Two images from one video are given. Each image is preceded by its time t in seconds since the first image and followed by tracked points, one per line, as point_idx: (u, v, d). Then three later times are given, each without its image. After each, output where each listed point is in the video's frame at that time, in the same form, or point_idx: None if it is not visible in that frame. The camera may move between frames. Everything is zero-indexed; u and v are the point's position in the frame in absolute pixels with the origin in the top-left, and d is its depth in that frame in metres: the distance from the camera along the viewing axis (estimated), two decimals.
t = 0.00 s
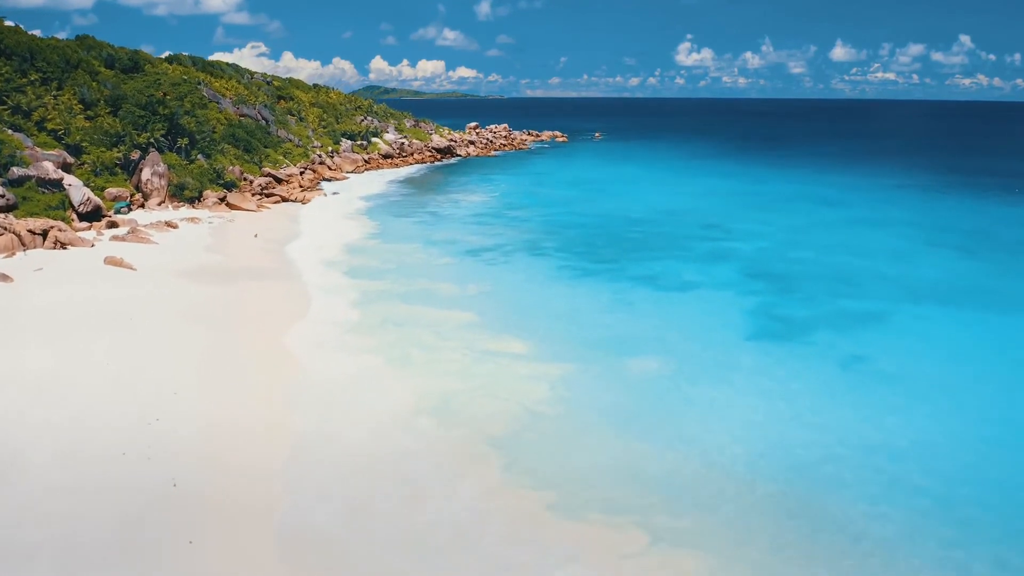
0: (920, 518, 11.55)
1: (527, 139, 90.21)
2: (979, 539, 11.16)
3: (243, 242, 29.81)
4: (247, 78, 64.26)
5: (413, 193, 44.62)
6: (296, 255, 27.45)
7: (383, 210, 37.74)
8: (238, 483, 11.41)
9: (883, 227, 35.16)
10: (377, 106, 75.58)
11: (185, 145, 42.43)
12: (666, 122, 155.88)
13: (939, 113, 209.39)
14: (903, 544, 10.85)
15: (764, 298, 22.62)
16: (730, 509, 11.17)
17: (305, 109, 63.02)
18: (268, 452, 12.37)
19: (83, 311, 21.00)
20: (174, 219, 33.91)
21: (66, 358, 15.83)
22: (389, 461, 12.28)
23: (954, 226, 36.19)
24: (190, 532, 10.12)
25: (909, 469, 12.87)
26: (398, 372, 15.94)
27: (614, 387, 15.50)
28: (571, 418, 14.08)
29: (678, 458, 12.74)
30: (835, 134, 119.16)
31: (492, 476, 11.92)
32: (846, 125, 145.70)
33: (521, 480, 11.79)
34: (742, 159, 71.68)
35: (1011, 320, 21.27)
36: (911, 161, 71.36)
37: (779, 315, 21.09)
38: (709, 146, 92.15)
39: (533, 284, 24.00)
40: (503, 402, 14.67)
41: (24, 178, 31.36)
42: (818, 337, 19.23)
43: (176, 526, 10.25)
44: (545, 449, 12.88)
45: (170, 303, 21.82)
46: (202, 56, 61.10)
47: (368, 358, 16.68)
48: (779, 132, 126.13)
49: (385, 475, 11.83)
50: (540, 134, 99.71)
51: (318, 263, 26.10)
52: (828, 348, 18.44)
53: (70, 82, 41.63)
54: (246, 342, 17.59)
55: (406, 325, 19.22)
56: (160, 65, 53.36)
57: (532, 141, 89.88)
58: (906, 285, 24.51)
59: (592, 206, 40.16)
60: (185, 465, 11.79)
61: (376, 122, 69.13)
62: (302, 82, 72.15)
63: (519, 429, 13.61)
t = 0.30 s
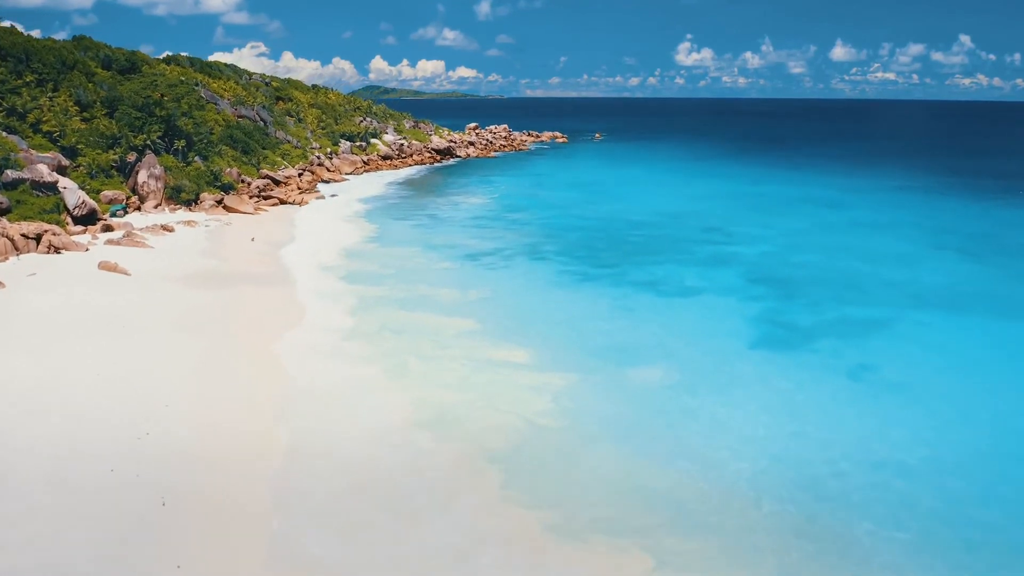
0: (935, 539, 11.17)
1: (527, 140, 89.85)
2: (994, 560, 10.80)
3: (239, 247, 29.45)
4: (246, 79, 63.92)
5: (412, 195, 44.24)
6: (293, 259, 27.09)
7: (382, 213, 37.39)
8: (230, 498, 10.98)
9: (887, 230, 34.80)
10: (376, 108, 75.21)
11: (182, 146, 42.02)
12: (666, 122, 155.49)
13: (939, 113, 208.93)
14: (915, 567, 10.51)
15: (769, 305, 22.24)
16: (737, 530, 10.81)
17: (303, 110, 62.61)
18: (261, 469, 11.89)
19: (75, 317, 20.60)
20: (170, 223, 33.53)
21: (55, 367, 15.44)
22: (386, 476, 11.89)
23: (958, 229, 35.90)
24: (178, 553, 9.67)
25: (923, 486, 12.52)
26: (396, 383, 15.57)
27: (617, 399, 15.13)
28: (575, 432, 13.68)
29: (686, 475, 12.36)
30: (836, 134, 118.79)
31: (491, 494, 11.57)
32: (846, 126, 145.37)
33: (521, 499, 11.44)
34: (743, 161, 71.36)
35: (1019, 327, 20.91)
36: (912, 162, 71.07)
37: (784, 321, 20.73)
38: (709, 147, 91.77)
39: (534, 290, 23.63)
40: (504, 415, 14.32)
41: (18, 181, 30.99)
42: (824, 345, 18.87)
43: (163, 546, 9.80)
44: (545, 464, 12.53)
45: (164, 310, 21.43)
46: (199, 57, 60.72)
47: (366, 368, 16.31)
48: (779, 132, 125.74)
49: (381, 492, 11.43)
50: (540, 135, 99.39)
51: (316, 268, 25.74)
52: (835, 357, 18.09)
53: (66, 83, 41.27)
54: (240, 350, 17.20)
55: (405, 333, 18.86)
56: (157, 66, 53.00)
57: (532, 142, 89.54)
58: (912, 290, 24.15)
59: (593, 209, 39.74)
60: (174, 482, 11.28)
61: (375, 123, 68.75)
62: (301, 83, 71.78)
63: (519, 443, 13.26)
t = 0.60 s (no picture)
0: (947, 567, 10.88)
1: (526, 141, 89.46)
2: None
3: (236, 250, 29.11)
4: (244, 79, 63.55)
5: (412, 197, 43.92)
6: (290, 263, 26.76)
7: (381, 215, 37.04)
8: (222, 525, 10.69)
9: (891, 233, 34.49)
10: (375, 108, 74.83)
11: (179, 148, 41.59)
12: (666, 122, 155.17)
13: (940, 114, 208.40)
14: None
15: (773, 310, 21.91)
16: (742, 553, 10.55)
17: (302, 111, 62.26)
18: (250, 483, 11.84)
19: (68, 323, 20.24)
20: (167, 226, 33.16)
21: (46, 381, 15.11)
22: (383, 497, 11.60)
23: (962, 232, 35.57)
24: None
25: (931, 506, 12.27)
26: (394, 394, 15.24)
27: (619, 410, 14.83)
28: (577, 446, 13.39)
29: (690, 493, 12.08)
30: (836, 134, 118.46)
31: (490, 513, 11.29)
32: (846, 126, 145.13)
33: (522, 519, 11.16)
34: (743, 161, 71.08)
35: None
36: (913, 163, 70.71)
37: (788, 328, 20.43)
38: (709, 147, 91.43)
39: (534, 295, 23.31)
40: (504, 427, 14.01)
41: (12, 184, 30.60)
42: (830, 353, 18.57)
43: None
44: (546, 481, 12.24)
45: (158, 316, 21.08)
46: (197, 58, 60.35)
47: (363, 378, 15.98)
48: (779, 132, 125.46)
49: (378, 512, 11.18)
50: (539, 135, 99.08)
51: (313, 272, 25.40)
52: (840, 366, 17.79)
53: (62, 85, 40.91)
54: (235, 360, 16.87)
55: (403, 340, 18.54)
56: (154, 67, 52.62)
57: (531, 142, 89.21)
58: (918, 296, 23.84)
59: (593, 212, 39.41)
60: (161, 500, 11.23)
61: (374, 124, 68.37)
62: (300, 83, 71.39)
63: (519, 457, 12.98)
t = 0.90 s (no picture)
0: None
1: (526, 142, 88.98)
2: None
3: (232, 255, 28.72)
4: (242, 80, 63.16)
5: (411, 199, 43.51)
6: (286, 268, 26.37)
7: (380, 218, 36.64)
8: (211, 549, 10.32)
9: (896, 237, 34.12)
10: (374, 108, 74.42)
11: (176, 150, 41.13)
12: (666, 122, 154.76)
13: (941, 113, 208.23)
14: None
15: (778, 318, 21.56)
16: None
17: (301, 112, 61.82)
18: (241, 502, 11.52)
19: (57, 331, 19.81)
20: (163, 229, 32.74)
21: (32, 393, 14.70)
22: (379, 517, 11.22)
23: (967, 236, 35.15)
24: None
25: (943, 528, 11.93)
26: (391, 406, 14.87)
27: (622, 424, 14.47)
28: (579, 462, 13.03)
29: (697, 512, 11.71)
30: (836, 134, 118.05)
31: (489, 534, 10.92)
32: (846, 126, 144.76)
33: (522, 541, 10.79)
34: (744, 163, 70.72)
35: None
36: (915, 165, 70.26)
37: (794, 336, 20.08)
38: (709, 148, 91.02)
39: (534, 301, 22.92)
40: (505, 441, 13.64)
41: (5, 187, 30.20)
42: (837, 363, 18.21)
43: None
44: (548, 499, 11.88)
45: (151, 323, 20.67)
46: (196, 58, 59.95)
47: (360, 390, 15.61)
48: (779, 132, 124.99)
49: (373, 534, 10.82)
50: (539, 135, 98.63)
51: (309, 278, 24.97)
52: (848, 376, 17.44)
53: (58, 86, 40.52)
54: (229, 370, 16.45)
55: (401, 349, 18.17)
56: (152, 67, 52.25)
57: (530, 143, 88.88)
58: (926, 302, 23.46)
59: (595, 215, 38.99)
60: (152, 520, 10.89)
61: (374, 125, 67.94)
62: (298, 84, 70.95)
63: (520, 474, 12.61)
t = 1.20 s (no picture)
0: None
1: (525, 142, 88.51)
2: None
3: (227, 259, 28.32)
4: (240, 81, 62.73)
5: (410, 202, 43.10)
6: (283, 274, 25.95)
7: (378, 221, 36.22)
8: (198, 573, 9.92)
9: (902, 240, 33.72)
10: (374, 109, 73.97)
11: (173, 152, 40.70)
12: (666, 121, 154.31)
13: (941, 112, 207.87)
14: None
15: (784, 325, 21.16)
16: None
17: (299, 113, 61.36)
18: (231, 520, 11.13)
19: (47, 338, 19.37)
20: (158, 233, 32.31)
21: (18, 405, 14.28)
22: (375, 538, 10.83)
23: (973, 239, 34.75)
24: None
25: (958, 551, 11.55)
26: (389, 420, 14.45)
27: (626, 440, 14.08)
28: (581, 480, 12.63)
29: (705, 535, 11.30)
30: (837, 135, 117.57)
31: (489, 559, 10.54)
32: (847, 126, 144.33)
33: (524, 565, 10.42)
34: (746, 164, 70.25)
35: None
36: (917, 165, 69.84)
37: (801, 344, 19.70)
38: (710, 148, 90.57)
39: (535, 307, 22.51)
40: (506, 457, 13.25)
41: None
42: (845, 373, 17.82)
43: None
44: (551, 519, 11.50)
45: (144, 330, 20.26)
46: (194, 59, 59.53)
47: (357, 402, 15.20)
48: (780, 132, 124.44)
49: (369, 557, 10.43)
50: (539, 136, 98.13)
51: (306, 284, 24.56)
52: (857, 388, 17.05)
53: (53, 88, 40.12)
54: (222, 380, 16.00)
55: (399, 358, 17.76)
56: (149, 68, 51.83)
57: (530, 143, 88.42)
58: (934, 309, 23.07)
59: (595, 218, 38.54)
60: (141, 545, 10.33)
61: (373, 126, 67.49)
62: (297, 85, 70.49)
63: (521, 493, 12.23)
